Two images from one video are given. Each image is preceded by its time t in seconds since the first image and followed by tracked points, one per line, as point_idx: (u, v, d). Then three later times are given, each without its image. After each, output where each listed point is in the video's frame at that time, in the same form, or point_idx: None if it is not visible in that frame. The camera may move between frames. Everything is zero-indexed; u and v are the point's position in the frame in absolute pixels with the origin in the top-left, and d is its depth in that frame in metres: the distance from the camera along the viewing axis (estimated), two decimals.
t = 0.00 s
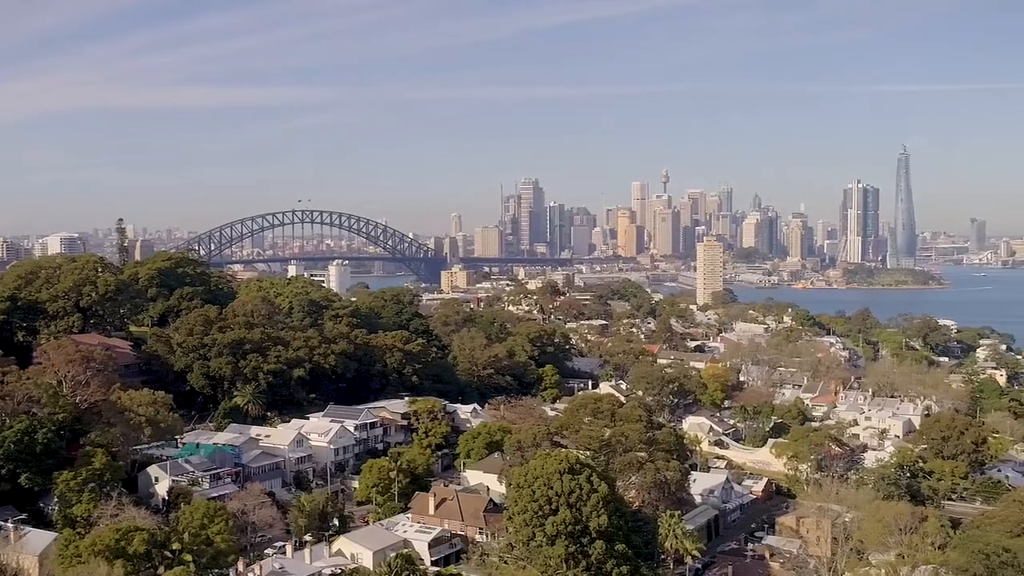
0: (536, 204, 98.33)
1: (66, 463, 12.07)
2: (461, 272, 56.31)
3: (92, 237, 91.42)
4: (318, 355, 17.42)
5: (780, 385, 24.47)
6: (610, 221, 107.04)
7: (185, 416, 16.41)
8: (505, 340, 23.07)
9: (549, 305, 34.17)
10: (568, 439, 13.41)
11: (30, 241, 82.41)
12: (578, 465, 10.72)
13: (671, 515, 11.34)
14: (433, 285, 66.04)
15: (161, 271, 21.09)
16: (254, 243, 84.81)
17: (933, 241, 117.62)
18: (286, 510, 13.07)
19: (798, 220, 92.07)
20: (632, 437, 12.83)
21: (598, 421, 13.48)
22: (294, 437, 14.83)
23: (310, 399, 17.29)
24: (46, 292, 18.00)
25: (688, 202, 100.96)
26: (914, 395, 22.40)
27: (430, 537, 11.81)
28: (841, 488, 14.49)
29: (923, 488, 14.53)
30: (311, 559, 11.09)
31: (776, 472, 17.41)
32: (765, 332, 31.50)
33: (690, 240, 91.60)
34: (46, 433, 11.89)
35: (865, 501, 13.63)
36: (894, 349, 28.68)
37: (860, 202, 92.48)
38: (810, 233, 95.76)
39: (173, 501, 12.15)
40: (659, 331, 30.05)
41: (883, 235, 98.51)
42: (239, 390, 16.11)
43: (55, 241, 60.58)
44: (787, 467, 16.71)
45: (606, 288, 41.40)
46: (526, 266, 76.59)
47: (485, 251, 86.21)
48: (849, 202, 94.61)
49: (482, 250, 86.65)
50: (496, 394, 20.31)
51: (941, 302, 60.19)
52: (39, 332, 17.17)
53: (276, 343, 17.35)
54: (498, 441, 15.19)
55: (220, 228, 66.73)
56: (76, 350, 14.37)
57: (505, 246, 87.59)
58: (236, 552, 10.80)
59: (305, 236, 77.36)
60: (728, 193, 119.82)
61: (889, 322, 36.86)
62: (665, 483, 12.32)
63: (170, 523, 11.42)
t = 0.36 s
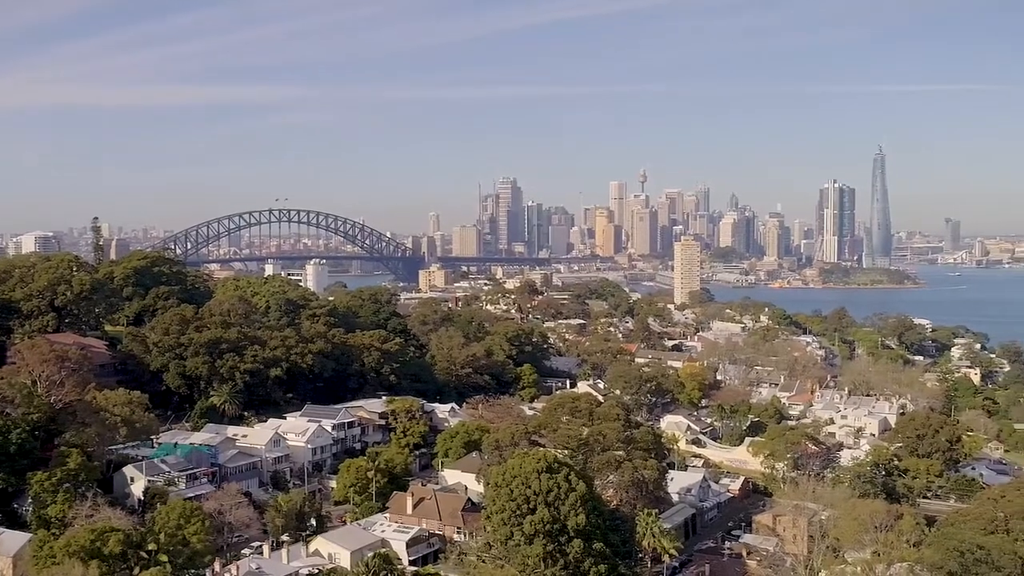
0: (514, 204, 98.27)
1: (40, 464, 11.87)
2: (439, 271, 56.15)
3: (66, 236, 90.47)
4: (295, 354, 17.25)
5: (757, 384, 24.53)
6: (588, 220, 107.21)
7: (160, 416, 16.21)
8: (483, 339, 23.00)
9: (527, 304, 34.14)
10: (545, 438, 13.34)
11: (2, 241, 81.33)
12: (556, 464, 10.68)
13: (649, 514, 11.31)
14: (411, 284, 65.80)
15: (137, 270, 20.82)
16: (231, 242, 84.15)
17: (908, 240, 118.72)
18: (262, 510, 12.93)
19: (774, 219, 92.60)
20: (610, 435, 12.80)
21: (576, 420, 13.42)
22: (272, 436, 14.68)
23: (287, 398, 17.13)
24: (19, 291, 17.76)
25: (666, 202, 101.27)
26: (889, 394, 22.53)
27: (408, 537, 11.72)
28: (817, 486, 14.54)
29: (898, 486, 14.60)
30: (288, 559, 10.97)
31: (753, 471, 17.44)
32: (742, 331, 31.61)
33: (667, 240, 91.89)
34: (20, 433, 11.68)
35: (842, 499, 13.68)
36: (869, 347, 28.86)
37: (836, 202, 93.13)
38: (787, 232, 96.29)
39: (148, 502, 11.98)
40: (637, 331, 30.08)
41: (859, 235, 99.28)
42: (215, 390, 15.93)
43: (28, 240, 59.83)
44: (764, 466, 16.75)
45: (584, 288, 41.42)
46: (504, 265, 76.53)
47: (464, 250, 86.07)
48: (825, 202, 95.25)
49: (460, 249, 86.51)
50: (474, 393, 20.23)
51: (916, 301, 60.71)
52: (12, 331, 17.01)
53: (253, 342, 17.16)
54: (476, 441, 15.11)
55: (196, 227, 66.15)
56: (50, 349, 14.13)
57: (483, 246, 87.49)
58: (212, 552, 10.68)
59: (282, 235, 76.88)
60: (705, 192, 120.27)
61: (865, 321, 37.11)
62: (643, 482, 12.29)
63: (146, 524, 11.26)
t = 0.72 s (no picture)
0: (492, 202, 98.13)
1: (15, 464, 11.68)
2: (418, 270, 55.99)
3: (40, 234, 89.39)
4: (272, 353, 17.11)
5: (734, 382, 24.62)
6: (566, 220, 107.24)
7: (137, 416, 16.02)
8: (461, 338, 22.94)
9: (505, 303, 34.08)
10: (523, 436, 13.29)
11: None
12: (534, 463, 10.64)
13: (627, 512, 11.30)
14: (389, 284, 65.58)
15: (113, 268, 20.56)
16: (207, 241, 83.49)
17: (883, 239, 119.92)
18: (239, 509, 12.80)
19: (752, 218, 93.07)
20: (588, 434, 12.79)
21: (554, 418, 13.39)
22: (249, 436, 14.55)
23: (264, 397, 16.98)
24: None
25: (644, 201, 101.57)
26: (865, 392, 22.68)
27: (386, 536, 11.65)
28: (794, 484, 14.60)
29: (874, 483, 14.68)
30: (265, 558, 10.87)
31: (730, 469, 17.48)
32: (720, 329, 31.74)
33: (645, 239, 92.18)
34: None
35: (818, 496, 13.74)
36: (845, 346, 29.06)
37: (813, 202, 93.76)
38: (764, 231, 96.84)
39: (124, 502, 11.82)
40: (615, 329, 30.11)
41: (836, 234, 100.03)
42: (192, 389, 15.76)
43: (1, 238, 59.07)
44: (741, 464, 16.80)
45: (562, 286, 41.40)
46: (483, 264, 76.46)
47: (442, 249, 85.91)
48: (801, 202, 95.88)
49: (438, 248, 86.35)
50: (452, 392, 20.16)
51: (892, 300, 61.25)
52: None
53: (230, 341, 16.99)
54: (454, 440, 15.05)
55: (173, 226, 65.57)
56: (25, 349, 13.92)
57: (461, 244, 87.37)
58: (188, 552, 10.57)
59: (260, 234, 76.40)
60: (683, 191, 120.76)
61: (842, 320, 37.35)
62: (620, 480, 12.27)
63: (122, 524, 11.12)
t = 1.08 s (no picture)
0: (470, 201, 97.94)
1: None
2: (395, 269, 55.79)
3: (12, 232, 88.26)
4: (249, 353, 16.93)
5: (711, 381, 24.67)
6: (544, 219, 107.25)
7: (111, 416, 15.81)
8: (439, 337, 22.84)
9: (483, 303, 34.01)
10: (501, 435, 13.23)
11: None
12: (512, 461, 10.59)
13: (604, 510, 11.27)
14: (365, 283, 65.38)
15: (88, 267, 20.33)
16: (183, 240, 82.77)
17: (858, 238, 120.90)
18: (216, 510, 12.64)
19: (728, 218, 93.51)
20: (565, 433, 12.75)
21: (532, 417, 13.34)
22: (225, 435, 14.40)
23: (241, 397, 16.81)
24: None
25: (622, 200, 101.81)
26: (840, 390, 22.80)
27: (363, 536, 11.55)
28: (770, 482, 14.65)
29: (849, 481, 14.74)
30: (241, 559, 10.76)
31: (707, 467, 17.52)
32: (697, 328, 31.82)
33: (622, 238, 92.41)
34: None
35: (794, 494, 13.78)
36: (821, 345, 29.23)
37: (788, 202, 94.32)
38: (741, 231, 97.29)
39: (99, 502, 11.67)
40: (592, 328, 30.11)
41: (811, 234, 100.81)
42: (168, 389, 15.58)
43: None
44: (718, 462, 16.82)
45: (540, 285, 41.37)
46: (460, 263, 76.31)
47: (419, 248, 85.69)
48: (777, 201, 96.42)
49: (415, 247, 86.12)
50: (429, 392, 20.06)
51: (867, 299, 61.74)
52: None
53: (206, 341, 16.80)
54: (431, 439, 14.96)
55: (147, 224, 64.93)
56: None
57: (439, 243, 87.15)
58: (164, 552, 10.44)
59: (236, 233, 75.84)
60: (659, 191, 121.17)
61: (818, 319, 37.57)
62: (597, 479, 12.24)
63: (96, 524, 10.97)
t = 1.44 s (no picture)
0: (446, 200, 97.72)
1: None
2: (371, 268, 55.59)
3: None
4: (224, 352, 16.78)
5: (686, 380, 24.76)
6: (520, 218, 107.26)
7: (84, 416, 15.61)
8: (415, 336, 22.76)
9: (459, 302, 33.91)
10: (477, 434, 13.18)
11: None
12: (488, 461, 10.56)
13: (580, 509, 11.26)
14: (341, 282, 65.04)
15: (61, 266, 20.10)
16: (157, 238, 82.01)
17: (832, 237, 121.96)
18: (190, 510, 12.51)
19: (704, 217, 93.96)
20: (542, 432, 12.73)
21: (508, 416, 13.30)
22: (200, 435, 14.25)
23: (216, 397, 16.66)
24: None
25: (598, 199, 102.02)
26: (814, 388, 22.96)
27: (339, 536, 11.47)
28: (745, 480, 14.70)
29: (823, 479, 14.83)
30: (216, 558, 10.65)
31: (682, 465, 17.56)
32: (672, 327, 31.92)
33: (598, 237, 92.62)
34: None
35: (769, 492, 13.84)
36: (796, 343, 29.43)
37: (763, 201, 94.89)
38: (716, 229, 97.78)
39: (72, 503, 11.50)
40: (568, 327, 30.12)
41: (786, 233, 101.53)
42: (142, 389, 15.42)
43: None
44: (693, 461, 16.87)
45: (516, 284, 41.32)
46: (436, 262, 76.16)
47: (395, 247, 85.42)
48: (753, 201, 96.98)
49: (391, 246, 85.84)
50: (405, 391, 19.99)
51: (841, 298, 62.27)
52: None
53: (180, 340, 16.64)
54: (408, 438, 14.89)
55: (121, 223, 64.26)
56: None
57: (415, 242, 86.92)
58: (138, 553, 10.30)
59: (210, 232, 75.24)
60: (635, 190, 121.56)
61: (792, 318, 37.82)
62: (574, 478, 12.24)
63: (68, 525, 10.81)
